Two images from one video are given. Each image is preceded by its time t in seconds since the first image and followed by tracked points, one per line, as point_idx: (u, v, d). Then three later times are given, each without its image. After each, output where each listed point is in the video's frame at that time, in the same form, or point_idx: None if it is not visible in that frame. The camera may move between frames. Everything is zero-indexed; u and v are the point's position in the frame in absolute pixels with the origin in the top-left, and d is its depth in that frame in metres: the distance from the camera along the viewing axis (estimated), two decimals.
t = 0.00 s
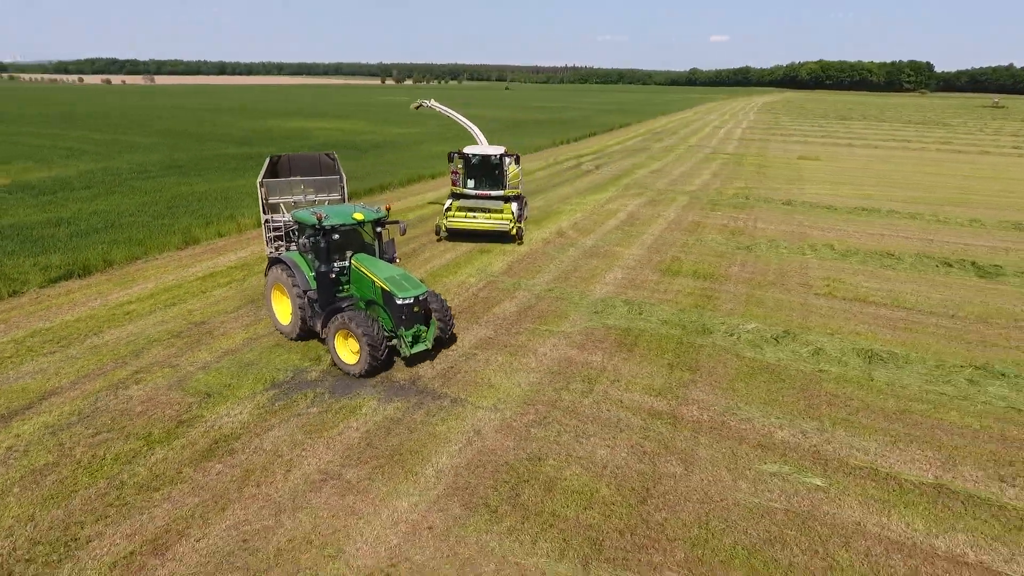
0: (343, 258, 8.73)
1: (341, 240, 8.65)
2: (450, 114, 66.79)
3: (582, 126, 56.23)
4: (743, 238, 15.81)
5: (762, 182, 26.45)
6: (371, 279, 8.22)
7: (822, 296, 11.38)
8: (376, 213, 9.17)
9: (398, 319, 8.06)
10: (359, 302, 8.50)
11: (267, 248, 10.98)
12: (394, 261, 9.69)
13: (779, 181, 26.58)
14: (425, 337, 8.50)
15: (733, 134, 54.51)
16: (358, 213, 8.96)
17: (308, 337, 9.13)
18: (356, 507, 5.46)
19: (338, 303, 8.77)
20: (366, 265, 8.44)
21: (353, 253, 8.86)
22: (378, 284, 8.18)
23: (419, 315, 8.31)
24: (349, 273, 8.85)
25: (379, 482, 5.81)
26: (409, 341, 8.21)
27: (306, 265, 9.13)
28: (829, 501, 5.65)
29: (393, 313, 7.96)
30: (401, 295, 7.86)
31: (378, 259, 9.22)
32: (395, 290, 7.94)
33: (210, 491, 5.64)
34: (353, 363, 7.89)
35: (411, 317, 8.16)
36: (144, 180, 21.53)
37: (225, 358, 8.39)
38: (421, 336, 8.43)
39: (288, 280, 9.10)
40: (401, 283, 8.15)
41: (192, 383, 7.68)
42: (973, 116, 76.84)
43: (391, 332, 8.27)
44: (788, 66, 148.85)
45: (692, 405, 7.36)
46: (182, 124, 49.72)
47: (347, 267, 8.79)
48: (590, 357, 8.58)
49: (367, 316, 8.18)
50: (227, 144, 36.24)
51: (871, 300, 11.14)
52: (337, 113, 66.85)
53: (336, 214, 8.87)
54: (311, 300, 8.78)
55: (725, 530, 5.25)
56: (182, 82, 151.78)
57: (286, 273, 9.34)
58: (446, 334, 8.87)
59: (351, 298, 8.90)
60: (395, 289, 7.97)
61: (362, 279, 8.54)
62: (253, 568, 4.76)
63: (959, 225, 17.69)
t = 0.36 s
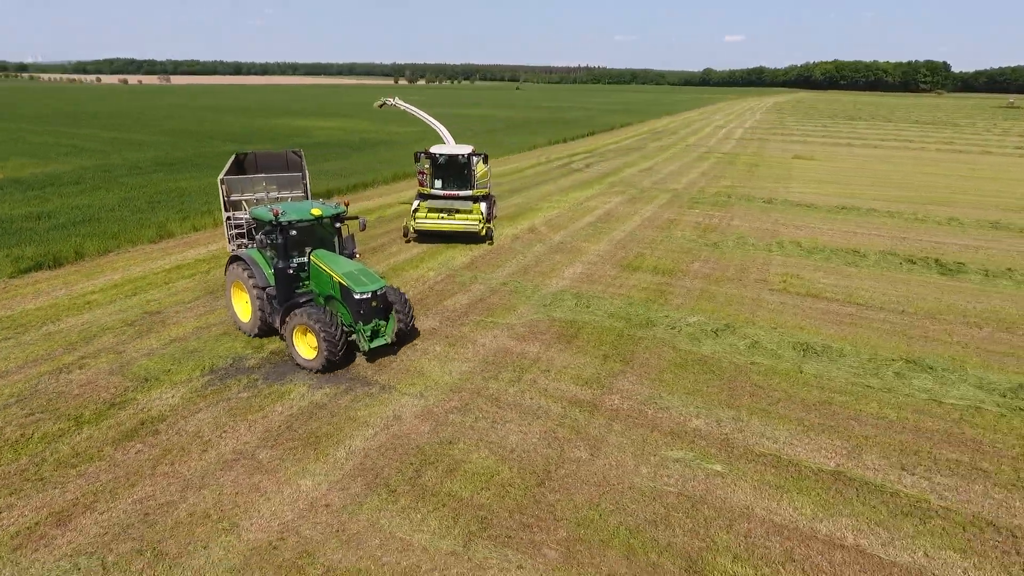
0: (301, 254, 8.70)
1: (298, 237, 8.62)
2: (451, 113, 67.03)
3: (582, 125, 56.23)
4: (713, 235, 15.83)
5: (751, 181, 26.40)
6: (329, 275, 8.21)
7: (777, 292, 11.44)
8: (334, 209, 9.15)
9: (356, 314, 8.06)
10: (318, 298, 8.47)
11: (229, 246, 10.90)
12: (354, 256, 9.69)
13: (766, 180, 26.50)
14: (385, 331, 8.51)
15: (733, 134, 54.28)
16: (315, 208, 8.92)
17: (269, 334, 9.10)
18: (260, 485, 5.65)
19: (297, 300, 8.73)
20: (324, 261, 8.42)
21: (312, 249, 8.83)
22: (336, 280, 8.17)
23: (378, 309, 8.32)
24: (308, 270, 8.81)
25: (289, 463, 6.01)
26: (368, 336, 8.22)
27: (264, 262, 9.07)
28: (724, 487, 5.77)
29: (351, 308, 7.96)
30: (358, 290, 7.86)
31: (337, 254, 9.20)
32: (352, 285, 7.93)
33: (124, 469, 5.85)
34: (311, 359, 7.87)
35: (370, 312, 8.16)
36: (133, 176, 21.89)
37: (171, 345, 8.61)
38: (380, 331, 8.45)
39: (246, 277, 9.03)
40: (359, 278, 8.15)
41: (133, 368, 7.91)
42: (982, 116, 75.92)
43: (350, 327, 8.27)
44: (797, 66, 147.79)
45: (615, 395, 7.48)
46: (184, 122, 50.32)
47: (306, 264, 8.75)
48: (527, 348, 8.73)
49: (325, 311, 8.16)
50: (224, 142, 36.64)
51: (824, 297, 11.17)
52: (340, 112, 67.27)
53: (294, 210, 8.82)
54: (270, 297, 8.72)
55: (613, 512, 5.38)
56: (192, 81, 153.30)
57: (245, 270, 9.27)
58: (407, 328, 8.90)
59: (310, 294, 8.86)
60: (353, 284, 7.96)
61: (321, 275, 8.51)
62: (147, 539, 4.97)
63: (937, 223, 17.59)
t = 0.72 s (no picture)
0: (266, 250, 8.65)
1: (262, 232, 8.59)
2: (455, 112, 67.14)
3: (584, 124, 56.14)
4: (690, 233, 15.79)
5: (742, 179, 26.26)
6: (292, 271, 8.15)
7: (740, 288, 11.43)
8: (299, 205, 9.10)
9: (319, 309, 7.98)
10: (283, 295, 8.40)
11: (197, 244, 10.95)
12: (322, 252, 9.64)
13: (758, 179, 26.33)
14: (350, 327, 8.43)
15: (736, 133, 53.93)
16: (280, 204, 8.85)
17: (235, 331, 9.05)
18: (183, 468, 5.81)
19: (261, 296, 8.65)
20: (287, 257, 8.35)
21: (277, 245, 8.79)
22: (300, 275, 8.10)
23: (342, 305, 8.25)
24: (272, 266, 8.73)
25: (216, 448, 6.16)
26: (333, 331, 8.14)
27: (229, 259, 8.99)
28: (639, 476, 5.83)
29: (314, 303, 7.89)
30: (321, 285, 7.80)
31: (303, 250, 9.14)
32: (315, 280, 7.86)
33: (55, 452, 6.02)
34: (274, 354, 7.80)
35: (333, 307, 8.09)
36: (125, 172, 22.21)
37: (128, 335, 8.80)
38: (345, 326, 8.37)
39: (212, 274, 8.95)
40: (322, 273, 8.08)
41: (85, 356, 8.09)
42: (992, 116, 74.83)
43: (315, 324, 8.19)
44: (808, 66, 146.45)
45: (552, 387, 7.54)
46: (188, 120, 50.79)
47: (270, 260, 8.67)
48: (476, 341, 8.82)
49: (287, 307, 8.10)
50: (224, 139, 36.94)
51: (787, 294, 11.13)
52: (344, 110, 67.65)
53: (257, 206, 8.74)
54: (234, 293, 8.65)
55: (522, 499, 5.47)
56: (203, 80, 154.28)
57: (211, 267, 9.19)
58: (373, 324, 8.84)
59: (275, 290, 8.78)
60: (315, 279, 7.90)
61: (285, 271, 8.44)
62: (63, 518, 5.13)
63: (920, 223, 17.43)
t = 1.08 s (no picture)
0: (232, 247, 8.56)
1: (228, 229, 8.50)
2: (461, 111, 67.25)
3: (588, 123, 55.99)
4: (668, 230, 15.74)
5: (736, 178, 26.09)
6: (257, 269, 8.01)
7: (704, 285, 11.40)
8: (267, 203, 9.00)
9: (283, 307, 7.85)
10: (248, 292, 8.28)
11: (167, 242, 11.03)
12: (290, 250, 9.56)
13: (752, 178, 26.12)
14: (315, 324, 8.30)
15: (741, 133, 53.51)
16: (246, 202, 8.76)
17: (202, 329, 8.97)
18: (109, 452, 5.96)
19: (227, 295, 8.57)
20: (252, 254, 8.21)
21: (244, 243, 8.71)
22: (264, 273, 7.95)
23: (307, 303, 8.11)
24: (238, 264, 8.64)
25: (146, 434, 6.31)
26: (297, 329, 8.02)
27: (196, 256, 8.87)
28: (554, 467, 5.88)
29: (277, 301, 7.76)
30: (284, 283, 7.66)
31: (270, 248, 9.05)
32: (277, 277, 7.72)
33: None
34: (237, 353, 7.70)
35: (298, 305, 7.95)
36: (120, 168, 22.60)
37: (87, 325, 9.00)
38: (310, 324, 8.25)
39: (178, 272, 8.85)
40: (286, 271, 7.93)
41: (41, 345, 8.30)
42: (1007, 116, 73.56)
43: (280, 321, 8.07)
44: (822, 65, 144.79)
45: (491, 379, 7.60)
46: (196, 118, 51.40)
47: (236, 258, 8.58)
48: (426, 334, 8.90)
49: (251, 304, 7.98)
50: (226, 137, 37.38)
51: (750, 291, 11.07)
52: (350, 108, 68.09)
53: (223, 204, 8.64)
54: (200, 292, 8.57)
55: (431, 487, 5.56)
56: (218, 80, 156.04)
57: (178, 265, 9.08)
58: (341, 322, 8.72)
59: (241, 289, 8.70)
60: (279, 277, 7.75)
61: (251, 268, 8.30)
62: None
63: (906, 222, 17.22)
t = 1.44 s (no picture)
0: (201, 247, 8.49)
1: (196, 229, 8.43)
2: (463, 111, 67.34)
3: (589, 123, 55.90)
4: (646, 229, 15.70)
5: (727, 178, 25.96)
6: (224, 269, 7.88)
7: (671, 284, 11.38)
8: (237, 202, 8.95)
9: (250, 307, 7.72)
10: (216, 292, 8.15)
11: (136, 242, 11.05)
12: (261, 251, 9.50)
13: (743, 178, 25.99)
14: (284, 325, 8.17)
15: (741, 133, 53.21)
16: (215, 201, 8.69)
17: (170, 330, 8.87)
18: (45, 442, 6.07)
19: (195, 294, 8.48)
20: (220, 254, 8.09)
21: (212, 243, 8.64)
22: (231, 272, 7.82)
23: (276, 303, 7.98)
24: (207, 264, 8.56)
25: (84, 424, 6.41)
26: (266, 330, 7.90)
27: (164, 257, 8.78)
28: (480, 461, 5.92)
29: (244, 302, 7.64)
30: (251, 283, 7.52)
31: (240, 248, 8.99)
32: (245, 278, 7.58)
33: None
34: (205, 354, 7.60)
35: (266, 306, 7.83)
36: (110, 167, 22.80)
37: (48, 318, 9.12)
38: (280, 324, 8.14)
39: (146, 272, 8.76)
40: (255, 271, 7.79)
41: None
42: (1014, 117, 72.70)
43: (247, 322, 7.94)
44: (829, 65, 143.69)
45: (436, 375, 7.63)
46: (198, 116, 51.75)
47: (204, 258, 8.50)
48: (381, 330, 8.96)
49: (219, 305, 7.85)
50: (224, 135, 37.61)
51: (715, 290, 11.04)
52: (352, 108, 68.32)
53: (192, 203, 8.58)
54: (167, 291, 8.48)
55: (354, 479, 5.62)
56: (226, 79, 157.06)
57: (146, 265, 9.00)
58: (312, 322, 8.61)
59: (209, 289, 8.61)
60: (246, 277, 7.62)
61: (218, 268, 8.15)
62: None
63: (889, 222, 17.09)
